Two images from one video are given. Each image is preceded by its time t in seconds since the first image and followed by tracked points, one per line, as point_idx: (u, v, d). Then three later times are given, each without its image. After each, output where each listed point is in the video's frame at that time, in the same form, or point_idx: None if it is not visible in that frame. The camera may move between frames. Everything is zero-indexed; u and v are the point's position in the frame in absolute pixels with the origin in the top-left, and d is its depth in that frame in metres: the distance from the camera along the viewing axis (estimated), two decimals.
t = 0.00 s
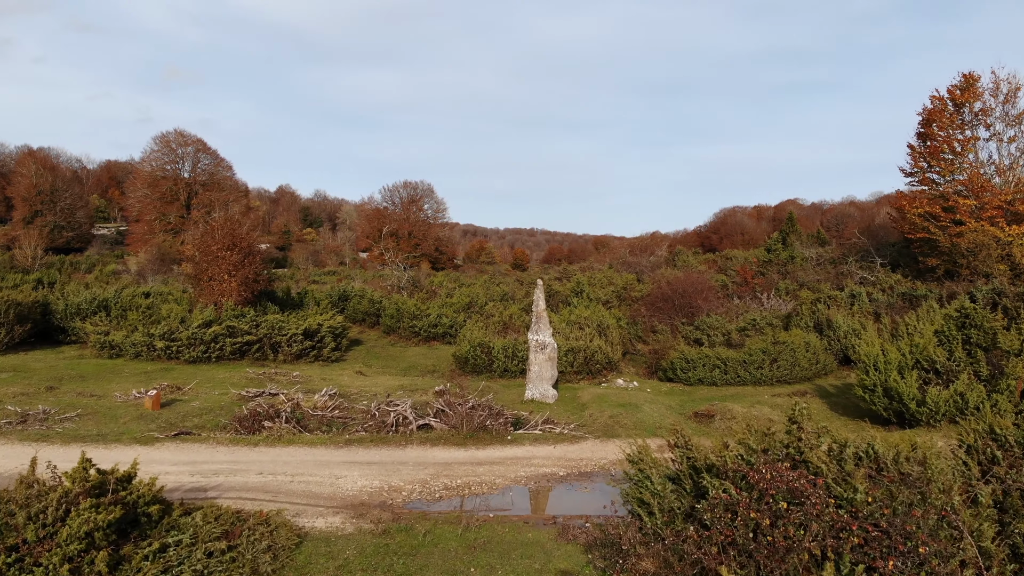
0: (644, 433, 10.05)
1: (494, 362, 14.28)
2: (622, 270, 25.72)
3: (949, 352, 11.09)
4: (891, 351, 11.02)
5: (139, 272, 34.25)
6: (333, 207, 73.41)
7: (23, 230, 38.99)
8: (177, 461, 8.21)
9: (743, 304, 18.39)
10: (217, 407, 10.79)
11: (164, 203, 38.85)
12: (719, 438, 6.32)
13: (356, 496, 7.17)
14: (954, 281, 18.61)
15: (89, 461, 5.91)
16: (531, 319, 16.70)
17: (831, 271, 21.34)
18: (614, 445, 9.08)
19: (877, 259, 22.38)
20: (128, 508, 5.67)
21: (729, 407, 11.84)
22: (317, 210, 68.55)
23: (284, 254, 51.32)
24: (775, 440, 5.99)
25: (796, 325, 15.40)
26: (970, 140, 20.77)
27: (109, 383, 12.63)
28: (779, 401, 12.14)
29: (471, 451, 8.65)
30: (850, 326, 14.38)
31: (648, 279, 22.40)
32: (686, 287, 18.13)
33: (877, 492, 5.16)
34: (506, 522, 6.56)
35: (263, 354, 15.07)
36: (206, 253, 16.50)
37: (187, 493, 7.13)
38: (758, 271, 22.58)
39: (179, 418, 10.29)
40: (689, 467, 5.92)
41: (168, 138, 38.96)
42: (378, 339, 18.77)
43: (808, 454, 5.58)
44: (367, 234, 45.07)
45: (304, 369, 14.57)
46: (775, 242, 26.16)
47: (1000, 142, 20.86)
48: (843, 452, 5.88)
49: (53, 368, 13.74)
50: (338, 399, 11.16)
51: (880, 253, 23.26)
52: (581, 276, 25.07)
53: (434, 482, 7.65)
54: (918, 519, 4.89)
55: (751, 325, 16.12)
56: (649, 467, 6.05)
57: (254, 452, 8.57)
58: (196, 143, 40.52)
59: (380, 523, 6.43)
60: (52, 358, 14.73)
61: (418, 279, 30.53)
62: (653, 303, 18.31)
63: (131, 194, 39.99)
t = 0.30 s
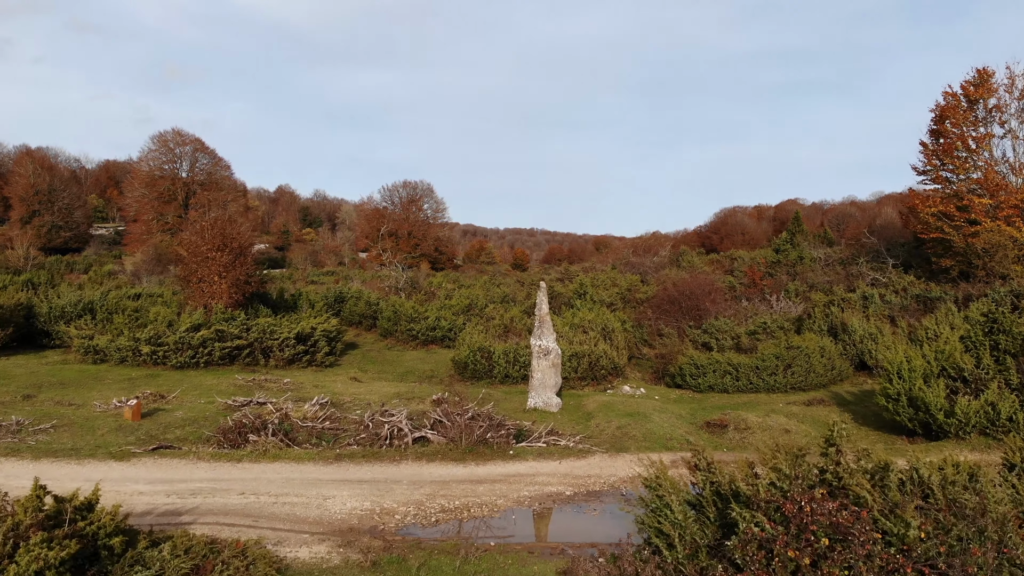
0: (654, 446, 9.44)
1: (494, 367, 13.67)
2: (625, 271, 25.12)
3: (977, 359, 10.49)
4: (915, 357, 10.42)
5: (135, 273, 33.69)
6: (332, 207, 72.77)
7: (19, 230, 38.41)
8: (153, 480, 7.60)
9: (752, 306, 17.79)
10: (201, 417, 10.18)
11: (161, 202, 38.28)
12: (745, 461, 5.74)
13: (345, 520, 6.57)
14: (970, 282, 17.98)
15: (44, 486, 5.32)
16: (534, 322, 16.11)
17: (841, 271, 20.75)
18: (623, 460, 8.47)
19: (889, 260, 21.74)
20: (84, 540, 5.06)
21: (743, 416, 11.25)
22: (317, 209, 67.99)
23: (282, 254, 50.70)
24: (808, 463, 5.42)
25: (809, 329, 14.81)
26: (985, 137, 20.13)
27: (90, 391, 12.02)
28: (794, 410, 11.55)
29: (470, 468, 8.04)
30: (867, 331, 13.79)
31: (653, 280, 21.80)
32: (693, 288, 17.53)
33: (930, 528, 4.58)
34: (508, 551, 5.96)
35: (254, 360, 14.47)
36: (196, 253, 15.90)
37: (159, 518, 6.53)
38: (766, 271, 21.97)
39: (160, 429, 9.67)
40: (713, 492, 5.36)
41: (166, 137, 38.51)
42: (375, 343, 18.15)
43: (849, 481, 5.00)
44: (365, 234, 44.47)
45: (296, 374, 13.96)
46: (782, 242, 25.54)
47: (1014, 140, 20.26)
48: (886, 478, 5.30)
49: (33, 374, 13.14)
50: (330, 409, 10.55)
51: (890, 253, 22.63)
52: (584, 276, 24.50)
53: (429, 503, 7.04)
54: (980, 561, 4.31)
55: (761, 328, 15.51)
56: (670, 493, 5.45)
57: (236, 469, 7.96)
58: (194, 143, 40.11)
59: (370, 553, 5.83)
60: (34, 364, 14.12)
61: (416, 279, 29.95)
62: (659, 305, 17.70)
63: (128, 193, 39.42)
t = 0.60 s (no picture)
0: (666, 462, 8.83)
1: (494, 373, 13.07)
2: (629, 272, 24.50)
3: (1007, 367, 9.90)
4: (942, 365, 9.81)
5: (131, 273, 33.08)
6: (331, 207, 72.15)
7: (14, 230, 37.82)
8: (124, 503, 6.99)
9: (761, 309, 17.19)
10: (183, 429, 9.58)
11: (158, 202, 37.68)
12: (776, 488, 5.14)
13: (330, 550, 5.96)
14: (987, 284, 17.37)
15: None
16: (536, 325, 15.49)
17: (851, 272, 20.15)
18: (634, 479, 7.86)
19: (901, 261, 21.07)
20: None
21: (758, 427, 10.64)
22: (315, 209, 67.38)
23: (281, 254, 50.10)
24: (848, 494, 4.83)
25: (822, 333, 14.21)
26: (1001, 133, 19.49)
27: (69, 399, 11.41)
28: (812, 420, 10.94)
29: (469, 488, 7.44)
30: (884, 335, 13.20)
31: (657, 282, 21.20)
32: (701, 291, 16.92)
33: (997, 573, 3.96)
34: None
35: (244, 365, 13.86)
36: (184, 254, 15.28)
37: (125, 548, 5.95)
38: (774, 272, 21.33)
39: (138, 443, 9.07)
40: (741, 526, 4.79)
41: (163, 136, 38.03)
42: (371, 347, 17.53)
43: (899, 517, 4.42)
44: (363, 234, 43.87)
45: (287, 380, 13.34)
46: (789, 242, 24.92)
47: None
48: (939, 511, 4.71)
49: (11, 381, 12.53)
50: (321, 420, 9.94)
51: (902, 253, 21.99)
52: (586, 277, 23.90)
53: (424, 528, 6.43)
54: None
55: (773, 332, 14.88)
56: (694, 528, 4.86)
57: (216, 490, 7.35)
58: (193, 142, 39.64)
59: None
60: (14, 370, 13.50)
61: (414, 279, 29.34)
62: (666, 308, 17.08)
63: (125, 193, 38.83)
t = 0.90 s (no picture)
0: (680, 480, 8.22)
1: (495, 380, 12.47)
2: (634, 273, 23.92)
3: None
4: (976, 375, 9.17)
5: (127, 274, 32.50)
6: (331, 207, 71.57)
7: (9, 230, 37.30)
8: (89, 531, 6.39)
9: (771, 312, 16.58)
10: (164, 442, 8.99)
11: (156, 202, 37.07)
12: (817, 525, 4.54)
13: None
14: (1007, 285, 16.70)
15: None
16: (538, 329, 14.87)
17: (863, 274, 19.51)
18: (646, 500, 7.25)
19: (914, 262, 20.42)
20: None
21: (774, 439, 10.04)
22: (315, 209, 66.87)
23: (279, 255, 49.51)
24: (901, 535, 4.23)
25: (839, 338, 13.58)
26: (1018, 130, 18.81)
27: (46, 409, 10.81)
28: (830, 432, 10.33)
29: (467, 511, 6.83)
30: (903, 340, 12.59)
31: (663, 284, 20.59)
32: (709, 293, 16.30)
33: None
34: None
35: (232, 372, 13.25)
36: (171, 256, 14.64)
37: None
38: (783, 273, 20.71)
39: (113, 459, 8.48)
40: (778, 570, 4.19)
41: (161, 136, 37.23)
42: (367, 351, 16.92)
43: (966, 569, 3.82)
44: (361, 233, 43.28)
45: (277, 388, 12.72)
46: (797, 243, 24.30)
47: None
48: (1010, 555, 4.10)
49: None
50: (311, 433, 9.34)
51: (913, 254, 21.34)
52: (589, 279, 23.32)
53: (418, 560, 5.81)
54: None
55: (785, 336, 14.26)
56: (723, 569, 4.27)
57: (192, 514, 6.74)
58: (191, 141, 38.89)
59: None
60: None
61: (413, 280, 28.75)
62: (672, 311, 16.48)
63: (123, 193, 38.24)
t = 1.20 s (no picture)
0: (695, 501, 7.61)
1: (495, 389, 11.87)
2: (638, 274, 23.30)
3: None
4: (1010, 386, 8.57)
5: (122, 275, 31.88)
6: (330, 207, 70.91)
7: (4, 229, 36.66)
8: (50, 563, 5.79)
9: (782, 315, 15.97)
10: (141, 458, 8.39)
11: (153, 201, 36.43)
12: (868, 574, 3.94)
13: None
14: None
15: None
16: (541, 334, 14.27)
17: (875, 275, 18.90)
18: (661, 526, 6.66)
19: (928, 264, 19.79)
20: None
21: (793, 453, 9.44)
22: (314, 208, 66.27)
23: (278, 255, 48.89)
24: None
25: (855, 344, 12.98)
26: None
27: (20, 420, 10.20)
28: (851, 446, 9.73)
29: (466, 539, 6.24)
30: (924, 346, 11.98)
31: (668, 285, 20.00)
32: (718, 296, 15.70)
33: None
34: None
35: (220, 379, 12.65)
36: (157, 257, 14.04)
37: None
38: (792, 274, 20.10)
39: (85, 478, 7.87)
40: None
41: (158, 135, 36.56)
42: (362, 356, 16.31)
43: None
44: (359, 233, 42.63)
45: (267, 396, 12.12)
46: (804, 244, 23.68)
47: None
48: None
49: None
50: (300, 447, 8.75)
51: (925, 254, 20.72)
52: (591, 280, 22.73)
53: None
54: None
55: (798, 340, 13.65)
56: None
57: (164, 543, 6.14)
58: (189, 141, 38.20)
59: None
60: None
61: (412, 280, 28.14)
62: (679, 315, 15.87)
63: (120, 192, 37.61)
